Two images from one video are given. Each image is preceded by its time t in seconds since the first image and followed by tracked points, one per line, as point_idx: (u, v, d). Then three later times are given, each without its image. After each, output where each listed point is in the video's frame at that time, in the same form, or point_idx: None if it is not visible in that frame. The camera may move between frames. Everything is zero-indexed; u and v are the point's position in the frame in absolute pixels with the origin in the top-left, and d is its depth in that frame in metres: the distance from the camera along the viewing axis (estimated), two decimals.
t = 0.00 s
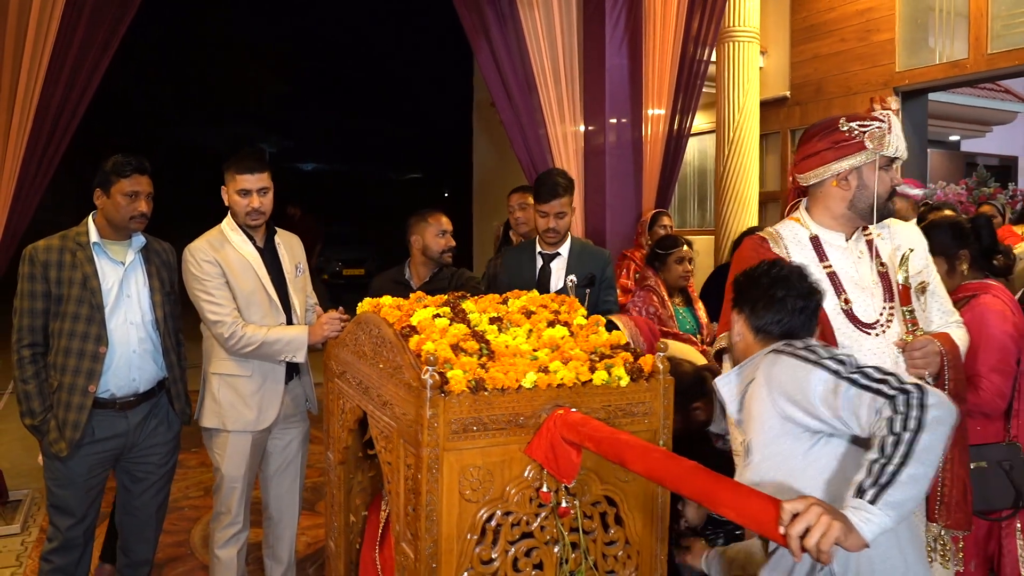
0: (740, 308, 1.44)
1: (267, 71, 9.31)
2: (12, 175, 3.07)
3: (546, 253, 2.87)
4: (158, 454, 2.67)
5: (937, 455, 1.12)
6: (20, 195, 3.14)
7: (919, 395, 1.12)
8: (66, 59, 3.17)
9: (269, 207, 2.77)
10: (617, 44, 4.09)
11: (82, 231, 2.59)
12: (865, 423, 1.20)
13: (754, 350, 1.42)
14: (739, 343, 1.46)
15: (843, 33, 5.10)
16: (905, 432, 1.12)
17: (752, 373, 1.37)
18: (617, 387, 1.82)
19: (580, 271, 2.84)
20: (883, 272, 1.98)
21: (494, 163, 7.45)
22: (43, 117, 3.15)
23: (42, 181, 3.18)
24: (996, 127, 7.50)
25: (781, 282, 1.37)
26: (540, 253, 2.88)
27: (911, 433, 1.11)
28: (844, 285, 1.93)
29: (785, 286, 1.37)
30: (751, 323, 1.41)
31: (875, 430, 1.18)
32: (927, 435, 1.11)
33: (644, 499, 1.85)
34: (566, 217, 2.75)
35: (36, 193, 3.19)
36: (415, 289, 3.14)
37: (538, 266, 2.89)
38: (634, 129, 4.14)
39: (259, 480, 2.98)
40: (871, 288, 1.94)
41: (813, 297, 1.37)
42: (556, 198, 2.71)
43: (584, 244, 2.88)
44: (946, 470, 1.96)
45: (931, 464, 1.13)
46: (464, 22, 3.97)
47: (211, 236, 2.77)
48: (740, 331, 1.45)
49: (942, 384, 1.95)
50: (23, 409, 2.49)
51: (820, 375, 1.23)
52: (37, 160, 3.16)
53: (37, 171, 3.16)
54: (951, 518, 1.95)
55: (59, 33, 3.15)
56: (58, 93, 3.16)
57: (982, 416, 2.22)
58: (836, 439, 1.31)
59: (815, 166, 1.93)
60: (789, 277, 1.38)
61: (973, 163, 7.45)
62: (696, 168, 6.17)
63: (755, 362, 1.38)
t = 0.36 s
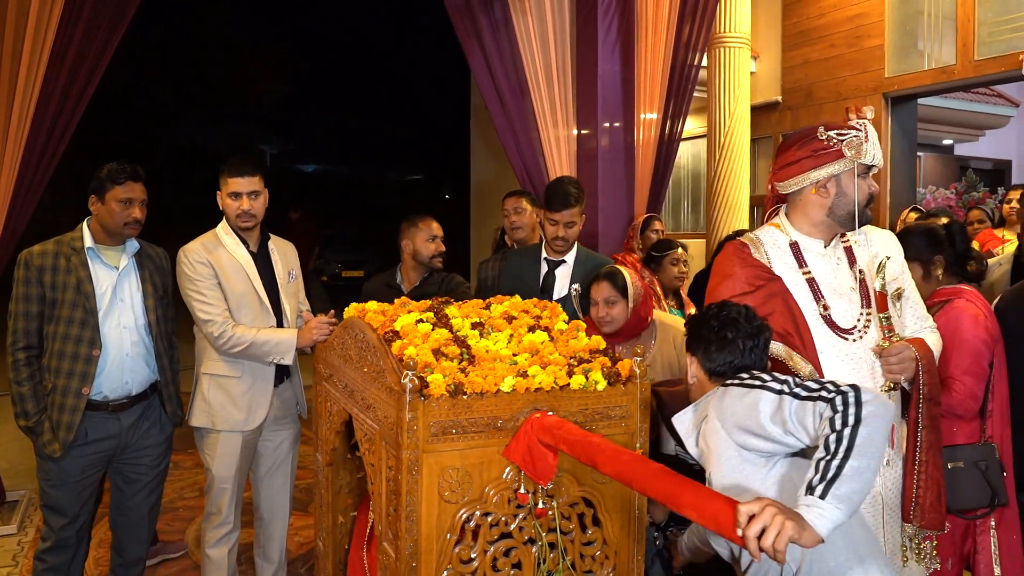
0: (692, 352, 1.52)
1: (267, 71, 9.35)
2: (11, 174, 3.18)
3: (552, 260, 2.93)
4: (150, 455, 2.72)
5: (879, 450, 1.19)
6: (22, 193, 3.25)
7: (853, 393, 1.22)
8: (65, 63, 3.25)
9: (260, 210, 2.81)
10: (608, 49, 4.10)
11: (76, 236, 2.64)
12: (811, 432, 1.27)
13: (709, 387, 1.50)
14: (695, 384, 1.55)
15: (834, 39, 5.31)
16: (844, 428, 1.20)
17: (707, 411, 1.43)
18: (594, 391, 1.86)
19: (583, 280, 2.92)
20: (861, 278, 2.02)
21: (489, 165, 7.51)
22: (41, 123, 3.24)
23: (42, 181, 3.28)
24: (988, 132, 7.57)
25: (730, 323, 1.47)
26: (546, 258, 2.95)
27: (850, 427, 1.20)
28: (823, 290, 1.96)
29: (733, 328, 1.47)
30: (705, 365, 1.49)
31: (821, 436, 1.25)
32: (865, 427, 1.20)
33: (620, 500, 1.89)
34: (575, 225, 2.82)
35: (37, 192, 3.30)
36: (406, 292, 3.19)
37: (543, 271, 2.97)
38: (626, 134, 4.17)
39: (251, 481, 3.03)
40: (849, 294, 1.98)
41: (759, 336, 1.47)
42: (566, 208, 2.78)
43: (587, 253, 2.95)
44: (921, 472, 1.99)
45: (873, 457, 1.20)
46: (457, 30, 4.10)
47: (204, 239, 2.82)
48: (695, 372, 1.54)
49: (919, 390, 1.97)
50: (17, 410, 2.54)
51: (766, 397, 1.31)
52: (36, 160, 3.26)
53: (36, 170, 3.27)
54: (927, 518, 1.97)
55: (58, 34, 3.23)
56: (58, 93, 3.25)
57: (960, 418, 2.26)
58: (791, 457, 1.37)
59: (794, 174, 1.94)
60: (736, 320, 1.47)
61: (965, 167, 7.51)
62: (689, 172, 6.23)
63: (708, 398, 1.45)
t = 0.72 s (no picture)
0: (672, 343, 1.54)
1: (267, 72, 9.02)
2: (13, 175, 3.22)
3: (548, 260, 3.01)
4: (147, 453, 2.76)
5: (849, 446, 1.23)
6: (24, 194, 3.29)
7: (823, 390, 1.25)
8: (66, 65, 3.29)
9: (252, 211, 2.83)
10: (604, 54, 4.11)
11: (75, 238, 2.68)
12: (782, 427, 1.31)
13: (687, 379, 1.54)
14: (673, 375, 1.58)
15: (830, 42, 5.42)
16: (815, 425, 1.23)
17: (683, 402, 1.48)
18: (581, 390, 1.89)
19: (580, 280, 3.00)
20: (849, 280, 2.04)
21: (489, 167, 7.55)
22: (42, 125, 3.27)
23: (43, 183, 3.32)
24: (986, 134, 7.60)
25: (711, 317, 1.50)
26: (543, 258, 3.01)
27: (821, 424, 1.23)
28: (812, 291, 1.98)
29: (713, 322, 1.49)
30: (684, 358, 1.52)
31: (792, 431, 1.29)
32: (835, 425, 1.23)
33: (607, 499, 1.92)
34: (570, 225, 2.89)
35: (37, 194, 3.33)
36: (401, 294, 3.22)
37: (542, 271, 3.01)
38: (622, 136, 4.17)
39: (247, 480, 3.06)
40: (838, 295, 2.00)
41: (739, 331, 1.50)
42: (561, 207, 2.85)
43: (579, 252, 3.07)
44: (908, 471, 1.99)
45: (843, 453, 1.23)
46: (454, 34, 4.10)
47: (201, 241, 2.86)
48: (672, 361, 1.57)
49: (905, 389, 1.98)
50: (16, 409, 2.57)
51: (737, 392, 1.35)
52: (37, 162, 3.29)
53: (37, 172, 3.30)
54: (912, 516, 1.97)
55: (60, 36, 3.27)
56: (59, 96, 3.29)
57: (947, 418, 2.29)
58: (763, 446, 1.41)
59: (781, 177, 1.96)
60: (718, 316, 1.50)
61: (963, 169, 7.54)
62: (687, 175, 6.27)
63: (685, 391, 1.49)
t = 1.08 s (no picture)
0: (655, 335, 1.56)
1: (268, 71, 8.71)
2: (13, 179, 3.26)
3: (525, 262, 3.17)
4: (145, 454, 2.79)
5: (824, 446, 1.25)
6: (24, 199, 3.32)
7: (801, 391, 1.27)
8: (65, 71, 3.34)
9: (248, 216, 2.86)
10: (601, 58, 4.21)
11: (72, 242, 2.72)
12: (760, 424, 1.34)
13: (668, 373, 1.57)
14: (654, 367, 1.61)
15: (825, 45, 5.47)
16: (792, 425, 1.25)
17: (663, 394, 1.51)
18: (569, 392, 1.92)
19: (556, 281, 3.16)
20: (834, 284, 2.04)
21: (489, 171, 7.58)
22: (42, 130, 3.31)
23: (44, 187, 3.36)
24: (983, 137, 7.63)
25: (693, 312, 1.51)
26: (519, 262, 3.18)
27: (797, 425, 1.25)
28: (792, 297, 2.02)
29: (696, 316, 1.51)
30: (666, 350, 1.54)
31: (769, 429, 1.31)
32: (811, 426, 1.25)
33: (595, 498, 1.95)
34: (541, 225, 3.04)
35: (38, 198, 3.36)
36: (396, 297, 3.26)
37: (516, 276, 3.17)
38: (619, 140, 4.26)
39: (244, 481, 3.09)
40: (820, 301, 2.02)
41: (721, 326, 1.52)
42: (532, 208, 3.00)
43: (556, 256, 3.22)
44: (891, 477, 1.96)
45: (818, 453, 1.26)
46: (451, 38, 4.10)
47: (199, 244, 2.90)
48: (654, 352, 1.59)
49: (887, 395, 1.94)
50: (15, 412, 2.60)
51: (716, 392, 1.39)
52: (38, 167, 3.32)
53: (38, 176, 3.34)
54: (900, 522, 1.96)
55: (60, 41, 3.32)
56: (59, 102, 3.33)
57: (933, 419, 2.28)
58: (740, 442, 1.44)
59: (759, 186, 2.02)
60: (701, 310, 1.51)
61: (961, 172, 7.57)
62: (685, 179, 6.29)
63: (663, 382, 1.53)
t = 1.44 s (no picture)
0: (653, 327, 1.57)
1: (269, 70, 8.53)
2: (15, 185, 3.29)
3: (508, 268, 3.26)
4: (145, 457, 2.82)
5: (806, 448, 1.29)
6: (27, 203, 3.36)
7: (785, 394, 1.30)
8: (68, 78, 3.38)
9: (248, 224, 2.89)
10: (599, 66, 4.22)
11: (71, 249, 2.75)
12: (743, 425, 1.36)
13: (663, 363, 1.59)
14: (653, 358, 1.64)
15: (822, 53, 5.52)
16: (775, 429, 1.28)
17: (652, 390, 1.55)
18: (563, 397, 1.95)
19: (542, 283, 3.27)
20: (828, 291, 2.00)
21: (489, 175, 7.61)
22: (45, 136, 3.35)
23: (46, 193, 3.40)
24: (982, 143, 7.65)
25: (689, 304, 1.50)
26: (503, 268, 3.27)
27: (781, 428, 1.28)
28: (783, 300, 2.03)
29: (691, 310, 1.50)
30: (662, 342, 1.54)
31: (752, 429, 1.34)
32: (794, 429, 1.28)
33: (589, 501, 1.97)
34: (522, 229, 3.12)
35: (40, 203, 3.40)
36: (395, 302, 3.29)
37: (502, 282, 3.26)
38: (618, 146, 4.28)
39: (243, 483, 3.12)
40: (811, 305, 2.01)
41: (716, 321, 1.50)
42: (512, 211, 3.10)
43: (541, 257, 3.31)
44: (864, 488, 1.85)
45: (802, 456, 1.29)
46: (451, 44, 4.14)
47: (199, 249, 2.94)
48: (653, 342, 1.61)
49: (865, 404, 1.81)
50: (15, 416, 2.63)
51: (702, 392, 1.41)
52: (40, 172, 3.36)
53: (40, 182, 3.37)
54: (872, 543, 1.83)
55: (63, 49, 3.37)
56: (61, 108, 3.37)
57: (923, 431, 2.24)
58: (726, 442, 1.47)
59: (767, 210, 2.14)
60: (694, 303, 1.50)
61: (959, 179, 7.62)
62: (683, 185, 6.33)
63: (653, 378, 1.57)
